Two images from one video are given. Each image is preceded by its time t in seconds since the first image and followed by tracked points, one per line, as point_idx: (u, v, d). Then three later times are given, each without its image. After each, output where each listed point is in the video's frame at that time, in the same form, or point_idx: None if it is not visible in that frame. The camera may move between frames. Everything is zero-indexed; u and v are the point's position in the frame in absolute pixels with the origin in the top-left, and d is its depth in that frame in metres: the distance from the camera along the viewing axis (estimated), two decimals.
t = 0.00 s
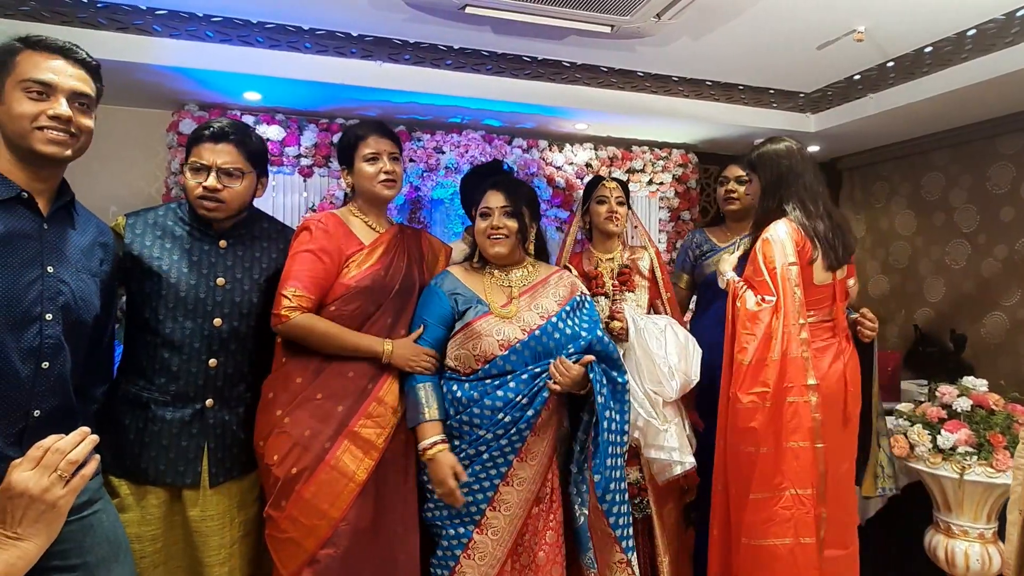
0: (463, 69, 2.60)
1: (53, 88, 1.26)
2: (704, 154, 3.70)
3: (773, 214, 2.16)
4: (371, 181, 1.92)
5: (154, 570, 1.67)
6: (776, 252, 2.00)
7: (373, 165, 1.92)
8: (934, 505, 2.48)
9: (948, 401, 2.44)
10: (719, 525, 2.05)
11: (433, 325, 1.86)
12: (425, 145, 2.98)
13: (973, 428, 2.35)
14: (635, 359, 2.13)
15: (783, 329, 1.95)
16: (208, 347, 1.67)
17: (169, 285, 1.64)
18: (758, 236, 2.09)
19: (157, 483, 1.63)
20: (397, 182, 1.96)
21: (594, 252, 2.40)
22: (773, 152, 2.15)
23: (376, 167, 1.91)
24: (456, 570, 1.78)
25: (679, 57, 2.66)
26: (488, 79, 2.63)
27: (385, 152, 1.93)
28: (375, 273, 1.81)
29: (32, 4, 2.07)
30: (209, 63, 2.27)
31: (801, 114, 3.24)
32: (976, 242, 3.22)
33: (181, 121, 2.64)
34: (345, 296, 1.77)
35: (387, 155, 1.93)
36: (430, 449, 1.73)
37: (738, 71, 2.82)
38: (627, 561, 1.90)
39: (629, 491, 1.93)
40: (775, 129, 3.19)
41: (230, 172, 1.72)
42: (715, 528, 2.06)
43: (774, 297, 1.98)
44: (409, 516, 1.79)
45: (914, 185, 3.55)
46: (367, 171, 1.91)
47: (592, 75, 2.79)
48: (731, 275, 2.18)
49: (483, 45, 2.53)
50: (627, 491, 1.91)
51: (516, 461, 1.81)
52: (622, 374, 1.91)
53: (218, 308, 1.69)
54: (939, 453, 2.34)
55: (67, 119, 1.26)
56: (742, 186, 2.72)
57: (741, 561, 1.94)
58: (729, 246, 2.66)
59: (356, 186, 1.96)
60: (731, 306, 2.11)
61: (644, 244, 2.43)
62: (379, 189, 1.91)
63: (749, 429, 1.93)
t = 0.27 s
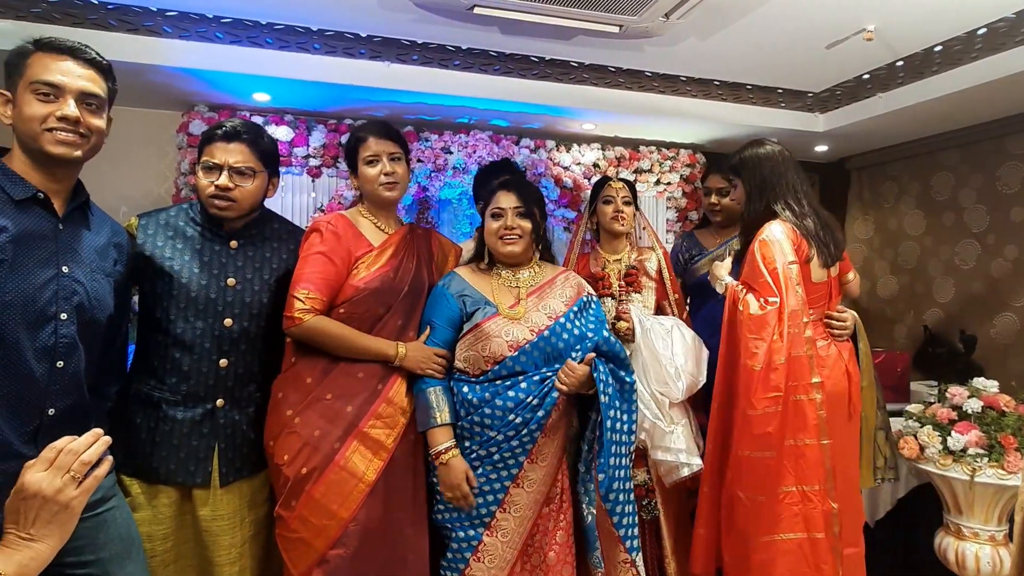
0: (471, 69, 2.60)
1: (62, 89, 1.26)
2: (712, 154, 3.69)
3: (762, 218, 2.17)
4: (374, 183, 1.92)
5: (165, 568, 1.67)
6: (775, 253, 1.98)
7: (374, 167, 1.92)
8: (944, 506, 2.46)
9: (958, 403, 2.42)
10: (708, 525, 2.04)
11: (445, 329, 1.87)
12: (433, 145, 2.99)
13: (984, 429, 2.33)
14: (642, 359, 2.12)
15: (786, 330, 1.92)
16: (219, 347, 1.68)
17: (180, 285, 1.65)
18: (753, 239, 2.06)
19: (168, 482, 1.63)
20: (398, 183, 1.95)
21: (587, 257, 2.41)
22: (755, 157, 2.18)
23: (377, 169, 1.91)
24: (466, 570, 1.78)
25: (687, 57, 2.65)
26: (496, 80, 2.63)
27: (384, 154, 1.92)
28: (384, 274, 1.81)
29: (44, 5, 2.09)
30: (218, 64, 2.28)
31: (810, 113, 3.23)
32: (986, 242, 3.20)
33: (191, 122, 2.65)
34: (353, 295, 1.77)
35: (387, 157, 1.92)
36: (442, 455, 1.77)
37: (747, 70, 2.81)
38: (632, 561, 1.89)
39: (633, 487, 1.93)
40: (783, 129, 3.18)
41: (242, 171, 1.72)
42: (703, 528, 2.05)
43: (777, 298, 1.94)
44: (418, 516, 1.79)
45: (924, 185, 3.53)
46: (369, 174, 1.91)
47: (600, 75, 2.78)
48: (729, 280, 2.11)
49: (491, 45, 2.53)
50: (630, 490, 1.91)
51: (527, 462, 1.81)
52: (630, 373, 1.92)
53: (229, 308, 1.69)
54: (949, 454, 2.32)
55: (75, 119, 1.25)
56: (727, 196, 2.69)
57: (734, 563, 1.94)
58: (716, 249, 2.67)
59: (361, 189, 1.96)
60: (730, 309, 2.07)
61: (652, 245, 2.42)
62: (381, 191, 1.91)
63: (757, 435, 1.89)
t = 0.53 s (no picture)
0: (480, 69, 2.60)
1: (76, 91, 1.27)
2: (722, 153, 3.67)
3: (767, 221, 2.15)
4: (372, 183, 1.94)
5: (178, 566, 1.69)
6: (786, 253, 1.97)
7: (370, 168, 1.92)
8: (956, 509, 2.44)
9: (971, 404, 2.40)
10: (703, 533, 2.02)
11: (455, 330, 1.86)
12: (442, 145, 3.00)
13: (997, 431, 2.31)
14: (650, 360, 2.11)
15: (801, 333, 1.91)
16: (231, 347, 1.69)
17: (193, 285, 1.66)
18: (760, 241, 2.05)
19: (181, 480, 1.65)
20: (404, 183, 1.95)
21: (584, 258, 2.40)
22: (750, 161, 2.18)
23: (373, 170, 1.91)
24: (479, 571, 1.77)
25: (697, 57, 2.64)
26: (505, 80, 2.63)
27: (382, 154, 1.91)
28: (391, 275, 1.82)
29: (58, 7, 2.11)
30: (229, 65, 2.29)
31: (820, 113, 3.21)
32: (999, 242, 3.17)
33: (202, 123, 2.68)
34: (360, 296, 1.78)
35: (383, 158, 1.92)
36: (438, 460, 1.76)
37: (757, 70, 2.80)
38: (642, 562, 1.88)
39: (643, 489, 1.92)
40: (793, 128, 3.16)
41: (257, 171, 1.73)
42: (697, 535, 2.03)
43: (790, 300, 1.92)
44: (427, 516, 1.80)
45: (935, 184, 3.50)
46: (366, 174, 1.93)
47: (609, 75, 2.77)
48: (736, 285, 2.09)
49: (500, 45, 2.53)
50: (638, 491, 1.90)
51: (541, 464, 1.81)
52: (639, 374, 1.92)
53: (241, 308, 1.70)
54: (961, 456, 2.30)
55: (89, 120, 1.26)
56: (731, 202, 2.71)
57: (740, 569, 1.92)
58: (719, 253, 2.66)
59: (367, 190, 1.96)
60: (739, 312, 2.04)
61: (661, 246, 2.40)
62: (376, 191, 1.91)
63: (776, 442, 1.85)
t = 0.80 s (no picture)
0: (490, 70, 2.60)
1: (94, 93, 1.28)
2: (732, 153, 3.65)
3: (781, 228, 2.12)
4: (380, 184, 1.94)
5: (191, 563, 1.70)
6: (812, 254, 1.95)
7: (379, 168, 1.93)
8: (969, 512, 2.42)
9: (985, 407, 2.37)
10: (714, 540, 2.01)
11: (461, 330, 1.86)
12: (452, 146, 3.00)
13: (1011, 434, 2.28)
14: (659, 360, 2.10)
15: (835, 334, 1.89)
16: (243, 346, 1.70)
17: (206, 284, 1.67)
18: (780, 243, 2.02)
19: (193, 478, 1.65)
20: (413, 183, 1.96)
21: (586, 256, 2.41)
22: (757, 165, 2.16)
23: (382, 171, 1.92)
24: (491, 571, 1.77)
25: (708, 57, 2.63)
26: (515, 80, 2.63)
27: (390, 155, 1.92)
28: (400, 275, 1.82)
29: (72, 9, 2.12)
30: (242, 67, 2.30)
31: (831, 113, 3.19)
32: (1013, 243, 3.14)
33: (214, 123, 2.70)
34: (369, 297, 1.78)
35: (392, 158, 1.92)
36: (464, 454, 1.76)
37: (768, 70, 2.78)
38: (653, 560, 1.89)
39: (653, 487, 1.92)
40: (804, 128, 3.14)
41: (275, 171, 1.75)
42: (707, 542, 2.02)
43: (822, 302, 1.90)
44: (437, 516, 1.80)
45: (948, 184, 3.47)
46: (376, 175, 1.94)
47: (619, 75, 2.77)
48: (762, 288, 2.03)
49: (511, 46, 2.53)
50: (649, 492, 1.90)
51: (552, 464, 1.81)
52: (647, 374, 1.92)
53: (254, 308, 1.71)
54: (975, 459, 2.28)
55: (106, 123, 1.27)
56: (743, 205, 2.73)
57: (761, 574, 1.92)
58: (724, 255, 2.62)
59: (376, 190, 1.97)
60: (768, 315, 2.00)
61: (673, 246, 2.39)
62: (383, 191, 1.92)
63: (808, 450, 1.83)
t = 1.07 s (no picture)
0: (500, 70, 2.61)
1: (104, 95, 1.28)
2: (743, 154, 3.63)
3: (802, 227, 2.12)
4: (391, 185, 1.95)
5: (198, 561, 1.70)
6: (847, 254, 1.98)
7: (390, 170, 1.94)
8: (984, 516, 2.39)
9: (999, 410, 2.34)
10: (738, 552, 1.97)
11: (470, 330, 1.86)
12: (462, 146, 3.01)
13: None
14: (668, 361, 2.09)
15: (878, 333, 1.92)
16: (254, 346, 1.71)
17: (218, 284, 1.68)
18: (811, 246, 2.05)
19: (202, 477, 1.66)
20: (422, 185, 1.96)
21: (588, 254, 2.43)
22: (785, 163, 2.14)
23: (393, 172, 1.93)
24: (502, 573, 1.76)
25: (719, 57, 2.62)
26: (525, 81, 2.63)
27: (401, 156, 1.92)
28: (410, 275, 1.83)
29: (87, 12, 2.15)
30: (253, 68, 2.32)
31: (843, 113, 3.17)
32: None
33: (226, 124, 2.72)
34: (379, 297, 1.78)
35: (404, 159, 1.93)
36: (480, 453, 1.76)
37: (779, 70, 2.77)
38: (663, 559, 1.88)
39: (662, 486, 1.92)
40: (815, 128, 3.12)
41: (306, 176, 1.78)
42: (728, 552, 1.98)
43: (866, 302, 1.93)
44: (446, 516, 1.80)
45: (961, 185, 3.43)
46: (387, 176, 1.94)
47: (629, 75, 2.76)
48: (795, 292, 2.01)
49: (521, 47, 2.54)
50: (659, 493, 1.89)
51: (562, 464, 1.81)
52: (655, 374, 1.92)
53: (265, 308, 1.72)
54: (989, 463, 2.25)
55: (115, 124, 1.28)
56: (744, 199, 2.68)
57: None
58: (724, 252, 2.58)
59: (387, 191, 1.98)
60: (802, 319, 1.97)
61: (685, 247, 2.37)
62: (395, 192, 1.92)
63: (857, 455, 1.84)
